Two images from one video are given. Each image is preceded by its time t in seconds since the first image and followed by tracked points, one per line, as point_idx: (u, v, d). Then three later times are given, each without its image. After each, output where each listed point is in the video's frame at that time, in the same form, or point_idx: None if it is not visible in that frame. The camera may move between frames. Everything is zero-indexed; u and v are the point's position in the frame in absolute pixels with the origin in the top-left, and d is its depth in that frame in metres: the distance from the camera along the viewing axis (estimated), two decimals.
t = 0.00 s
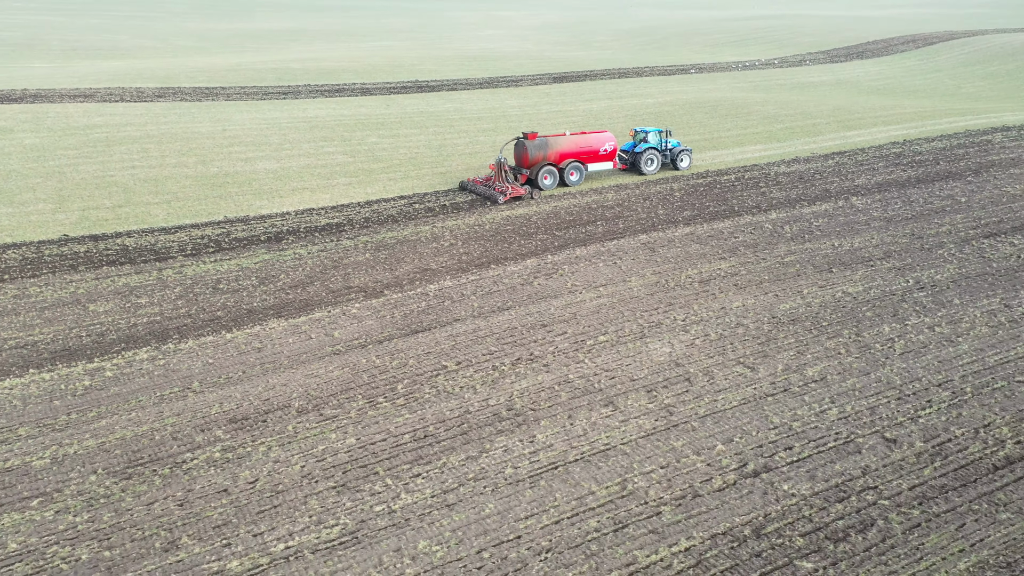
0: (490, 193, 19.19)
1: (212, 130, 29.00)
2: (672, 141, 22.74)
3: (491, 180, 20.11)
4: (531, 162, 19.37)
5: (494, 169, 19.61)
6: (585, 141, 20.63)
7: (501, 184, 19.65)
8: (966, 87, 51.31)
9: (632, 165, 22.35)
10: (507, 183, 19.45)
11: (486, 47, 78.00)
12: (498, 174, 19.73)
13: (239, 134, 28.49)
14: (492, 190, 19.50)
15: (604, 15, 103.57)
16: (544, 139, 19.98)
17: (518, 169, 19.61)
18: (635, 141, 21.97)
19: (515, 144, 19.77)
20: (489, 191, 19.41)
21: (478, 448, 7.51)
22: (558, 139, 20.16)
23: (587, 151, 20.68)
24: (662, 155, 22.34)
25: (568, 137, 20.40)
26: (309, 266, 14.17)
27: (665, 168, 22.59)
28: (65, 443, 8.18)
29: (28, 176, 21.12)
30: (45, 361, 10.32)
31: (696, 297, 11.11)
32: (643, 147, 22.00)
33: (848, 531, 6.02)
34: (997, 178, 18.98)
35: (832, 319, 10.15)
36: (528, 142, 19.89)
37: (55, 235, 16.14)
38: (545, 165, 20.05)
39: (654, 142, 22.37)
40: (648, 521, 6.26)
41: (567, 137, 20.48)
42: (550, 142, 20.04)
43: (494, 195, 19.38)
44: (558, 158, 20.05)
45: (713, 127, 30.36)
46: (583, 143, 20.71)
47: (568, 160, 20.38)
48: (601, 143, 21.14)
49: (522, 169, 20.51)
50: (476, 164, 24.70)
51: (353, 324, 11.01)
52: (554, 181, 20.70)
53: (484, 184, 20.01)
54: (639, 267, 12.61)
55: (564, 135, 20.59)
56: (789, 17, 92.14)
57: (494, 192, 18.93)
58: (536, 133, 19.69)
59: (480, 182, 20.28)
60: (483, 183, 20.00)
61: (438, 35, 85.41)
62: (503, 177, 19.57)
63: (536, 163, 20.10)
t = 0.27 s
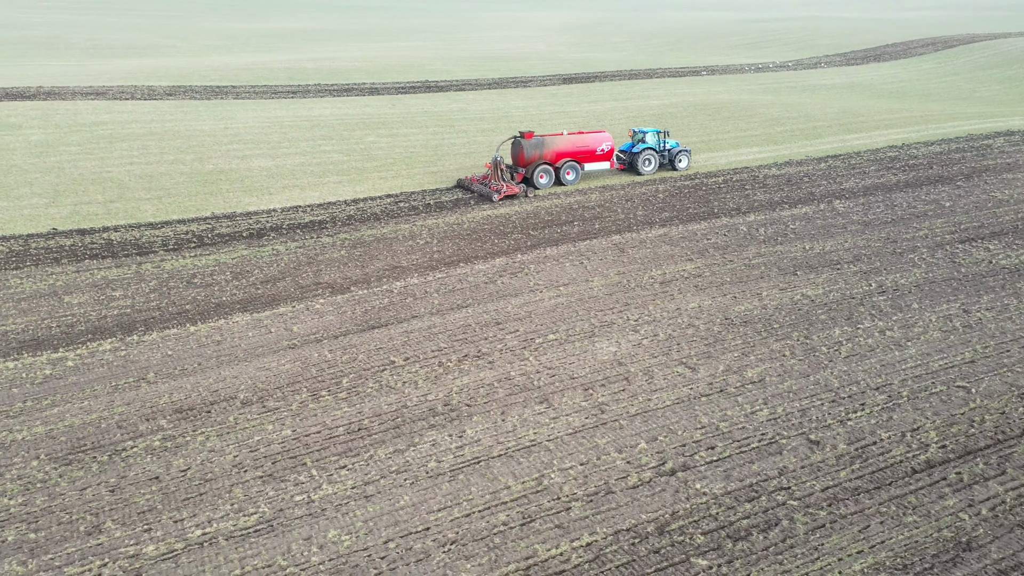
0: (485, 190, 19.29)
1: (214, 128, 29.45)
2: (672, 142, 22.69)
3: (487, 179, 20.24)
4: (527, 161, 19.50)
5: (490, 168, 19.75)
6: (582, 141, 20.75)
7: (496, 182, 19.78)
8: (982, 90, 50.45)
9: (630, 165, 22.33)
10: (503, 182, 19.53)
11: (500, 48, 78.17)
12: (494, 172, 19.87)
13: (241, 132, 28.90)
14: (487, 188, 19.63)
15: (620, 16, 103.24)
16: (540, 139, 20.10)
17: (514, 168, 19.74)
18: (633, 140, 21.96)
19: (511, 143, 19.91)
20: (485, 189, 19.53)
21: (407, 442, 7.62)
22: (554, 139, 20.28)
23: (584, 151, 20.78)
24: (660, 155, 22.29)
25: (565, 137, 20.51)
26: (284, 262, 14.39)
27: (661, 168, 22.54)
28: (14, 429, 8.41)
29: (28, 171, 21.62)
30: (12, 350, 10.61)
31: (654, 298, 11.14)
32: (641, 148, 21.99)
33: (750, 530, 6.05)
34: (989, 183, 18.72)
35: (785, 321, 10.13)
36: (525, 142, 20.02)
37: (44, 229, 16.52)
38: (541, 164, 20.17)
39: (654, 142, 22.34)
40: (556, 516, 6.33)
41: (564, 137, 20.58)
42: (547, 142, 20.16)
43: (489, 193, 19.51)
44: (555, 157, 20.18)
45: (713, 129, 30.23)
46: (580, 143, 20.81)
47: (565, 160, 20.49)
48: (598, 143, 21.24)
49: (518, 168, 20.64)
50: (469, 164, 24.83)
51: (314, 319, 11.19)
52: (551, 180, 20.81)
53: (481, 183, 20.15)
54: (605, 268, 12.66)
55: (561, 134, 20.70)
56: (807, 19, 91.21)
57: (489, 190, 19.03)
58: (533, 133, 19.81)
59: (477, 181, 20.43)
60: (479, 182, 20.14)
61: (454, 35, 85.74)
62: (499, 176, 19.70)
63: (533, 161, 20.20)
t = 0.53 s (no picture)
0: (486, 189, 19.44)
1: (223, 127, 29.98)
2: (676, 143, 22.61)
3: (490, 178, 20.40)
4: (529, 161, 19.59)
5: (493, 167, 19.90)
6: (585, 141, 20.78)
7: (498, 181, 19.92)
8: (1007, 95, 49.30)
9: (633, 166, 22.29)
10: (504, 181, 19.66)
11: (519, 49, 78.29)
12: (497, 172, 20.01)
13: (248, 131, 29.38)
14: (488, 187, 19.77)
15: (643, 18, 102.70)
16: (543, 139, 20.17)
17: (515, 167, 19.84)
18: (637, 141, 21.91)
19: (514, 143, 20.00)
20: (486, 187, 19.68)
21: (344, 435, 7.75)
22: (557, 139, 20.34)
23: (587, 151, 20.82)
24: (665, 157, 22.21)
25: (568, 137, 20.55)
26: (267, 258, 14.65)
27: (665, 170, 22.44)
28: None
29: (37, 166, 22.24)
30: None
31: (617, 299, 11.17)
32: (646, 149, 21.94)
33: (657, 529, 6.08)
34: (987, 189, 18.36)
35: (743, 324, 10.10)
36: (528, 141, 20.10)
37: (42, 223, 17.00)
38: (543, 164, 20.26)
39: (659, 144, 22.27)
40: (470, 510, 6.42)
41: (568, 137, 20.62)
42: (550, 142, 20.22)
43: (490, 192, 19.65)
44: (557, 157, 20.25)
45: (719, 133, 30.02)
46: (583, 144, 20.85)
47: (567, 160, 20.56)
48: (602, 144, 21.27)
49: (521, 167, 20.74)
50: (469, 164, 24.97)
51: (282, 314, 11.39)
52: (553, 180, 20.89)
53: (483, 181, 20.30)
54: (575, 268, 12.70)
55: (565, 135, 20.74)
56: (833, 22, 89.90)
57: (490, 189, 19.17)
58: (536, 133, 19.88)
59: (480, 180, 20.59)
60: (482, 180, 20.29)
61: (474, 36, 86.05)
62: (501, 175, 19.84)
63: (534, 161, 20.26)
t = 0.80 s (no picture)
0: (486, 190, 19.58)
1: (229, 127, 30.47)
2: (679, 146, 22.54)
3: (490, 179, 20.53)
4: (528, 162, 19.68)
5: (493, 168, 20.06)
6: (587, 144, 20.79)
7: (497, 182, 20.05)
8: None
9: (635, 168, 22.25)
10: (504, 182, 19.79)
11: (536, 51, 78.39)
12: (497, 172, 20.14)
13: (253, 130, 29.83)
14: (488, 188, 19.91)
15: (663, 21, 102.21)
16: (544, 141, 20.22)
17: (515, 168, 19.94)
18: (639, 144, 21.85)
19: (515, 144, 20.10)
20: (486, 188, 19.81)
21: (282, 428, 7.90)
22: (558, 141, 20.38)
23: (588, 154, 20.83)
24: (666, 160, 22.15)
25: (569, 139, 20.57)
26: (247, 256, 14.89)
27: (666, 173, 22.35)
28: None
29: (42, 163, 22.81)
30: None
31: (578, 300, 11.20)
32: (647, 152, 21.89)
33: (565, 526, 6.14)
34: (981, 196, 18.05)
35: (698, 327, 10.08)
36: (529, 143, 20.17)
37: (38, 219, 17.45)
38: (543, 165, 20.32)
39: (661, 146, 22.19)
40: (386, 504, 6.52)
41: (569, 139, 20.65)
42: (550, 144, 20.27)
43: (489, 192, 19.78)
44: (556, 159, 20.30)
45: (721, 137, 29.83)
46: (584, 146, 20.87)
47: (567, 162, 20.60)
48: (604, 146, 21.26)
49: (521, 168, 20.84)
50: (465, 166, 25.10)
51: (249, 310, 11.59)
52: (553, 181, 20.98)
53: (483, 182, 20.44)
54: (544, 270, 12.76)
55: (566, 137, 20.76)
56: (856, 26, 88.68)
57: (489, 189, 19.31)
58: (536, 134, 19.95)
59: (480, 180, 20.74)
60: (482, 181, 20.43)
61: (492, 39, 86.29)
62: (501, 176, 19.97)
63: (534, 162, 20.36)
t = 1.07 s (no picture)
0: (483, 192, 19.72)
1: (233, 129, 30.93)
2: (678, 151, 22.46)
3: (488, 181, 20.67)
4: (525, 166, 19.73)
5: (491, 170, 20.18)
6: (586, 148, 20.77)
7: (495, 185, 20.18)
8: None
9: (634, 173, 22.22)
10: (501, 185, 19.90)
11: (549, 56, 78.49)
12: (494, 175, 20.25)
13: (255, 133, 30.24)
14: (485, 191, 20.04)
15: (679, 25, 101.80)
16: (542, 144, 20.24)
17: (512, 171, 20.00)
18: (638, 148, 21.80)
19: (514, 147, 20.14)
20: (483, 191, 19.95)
21: (221, 424, 8.04)
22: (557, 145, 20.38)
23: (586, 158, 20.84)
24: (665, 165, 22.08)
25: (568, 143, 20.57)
26: (227, 255, 15.12)
27: (666, 178, 22.28)
28: None
29: (44, 163, 23.33)
30: None
31: (537, 303, 11.25)
32: (647, 157, 21.83)
33: (473, 525, 6.21)
34: (969, 205, 17.80)
35: (651, 332, 10.09)
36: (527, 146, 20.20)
37: (31, 217, 17.86)
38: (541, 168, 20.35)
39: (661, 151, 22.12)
40: (305, 499, 6.63)
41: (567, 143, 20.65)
42: (549, 147, 20.28)
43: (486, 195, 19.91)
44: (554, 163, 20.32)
45: (721, 143, 29.69)
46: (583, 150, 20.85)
47: (566, 166, 20.61)
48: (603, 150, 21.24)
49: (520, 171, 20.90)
50: (460, 169, 25.23)
51: (216, 309, 11.78)
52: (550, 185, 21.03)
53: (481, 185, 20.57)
54: (511, 273, 12.83)
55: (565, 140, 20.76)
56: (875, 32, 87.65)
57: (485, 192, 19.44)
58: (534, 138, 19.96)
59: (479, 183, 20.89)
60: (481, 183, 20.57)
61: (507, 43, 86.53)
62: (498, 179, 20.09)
63: (533, 166, 20.41)
